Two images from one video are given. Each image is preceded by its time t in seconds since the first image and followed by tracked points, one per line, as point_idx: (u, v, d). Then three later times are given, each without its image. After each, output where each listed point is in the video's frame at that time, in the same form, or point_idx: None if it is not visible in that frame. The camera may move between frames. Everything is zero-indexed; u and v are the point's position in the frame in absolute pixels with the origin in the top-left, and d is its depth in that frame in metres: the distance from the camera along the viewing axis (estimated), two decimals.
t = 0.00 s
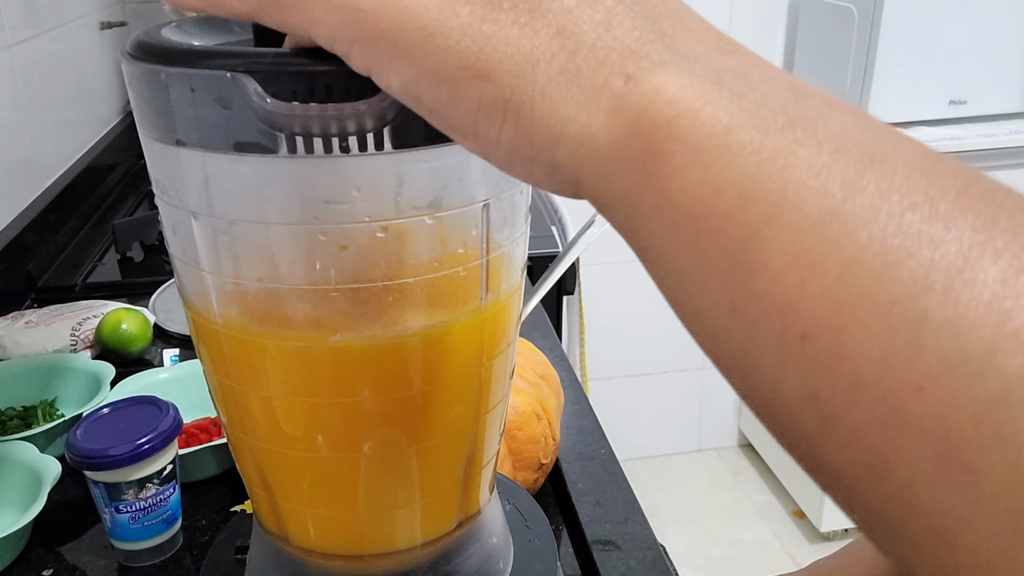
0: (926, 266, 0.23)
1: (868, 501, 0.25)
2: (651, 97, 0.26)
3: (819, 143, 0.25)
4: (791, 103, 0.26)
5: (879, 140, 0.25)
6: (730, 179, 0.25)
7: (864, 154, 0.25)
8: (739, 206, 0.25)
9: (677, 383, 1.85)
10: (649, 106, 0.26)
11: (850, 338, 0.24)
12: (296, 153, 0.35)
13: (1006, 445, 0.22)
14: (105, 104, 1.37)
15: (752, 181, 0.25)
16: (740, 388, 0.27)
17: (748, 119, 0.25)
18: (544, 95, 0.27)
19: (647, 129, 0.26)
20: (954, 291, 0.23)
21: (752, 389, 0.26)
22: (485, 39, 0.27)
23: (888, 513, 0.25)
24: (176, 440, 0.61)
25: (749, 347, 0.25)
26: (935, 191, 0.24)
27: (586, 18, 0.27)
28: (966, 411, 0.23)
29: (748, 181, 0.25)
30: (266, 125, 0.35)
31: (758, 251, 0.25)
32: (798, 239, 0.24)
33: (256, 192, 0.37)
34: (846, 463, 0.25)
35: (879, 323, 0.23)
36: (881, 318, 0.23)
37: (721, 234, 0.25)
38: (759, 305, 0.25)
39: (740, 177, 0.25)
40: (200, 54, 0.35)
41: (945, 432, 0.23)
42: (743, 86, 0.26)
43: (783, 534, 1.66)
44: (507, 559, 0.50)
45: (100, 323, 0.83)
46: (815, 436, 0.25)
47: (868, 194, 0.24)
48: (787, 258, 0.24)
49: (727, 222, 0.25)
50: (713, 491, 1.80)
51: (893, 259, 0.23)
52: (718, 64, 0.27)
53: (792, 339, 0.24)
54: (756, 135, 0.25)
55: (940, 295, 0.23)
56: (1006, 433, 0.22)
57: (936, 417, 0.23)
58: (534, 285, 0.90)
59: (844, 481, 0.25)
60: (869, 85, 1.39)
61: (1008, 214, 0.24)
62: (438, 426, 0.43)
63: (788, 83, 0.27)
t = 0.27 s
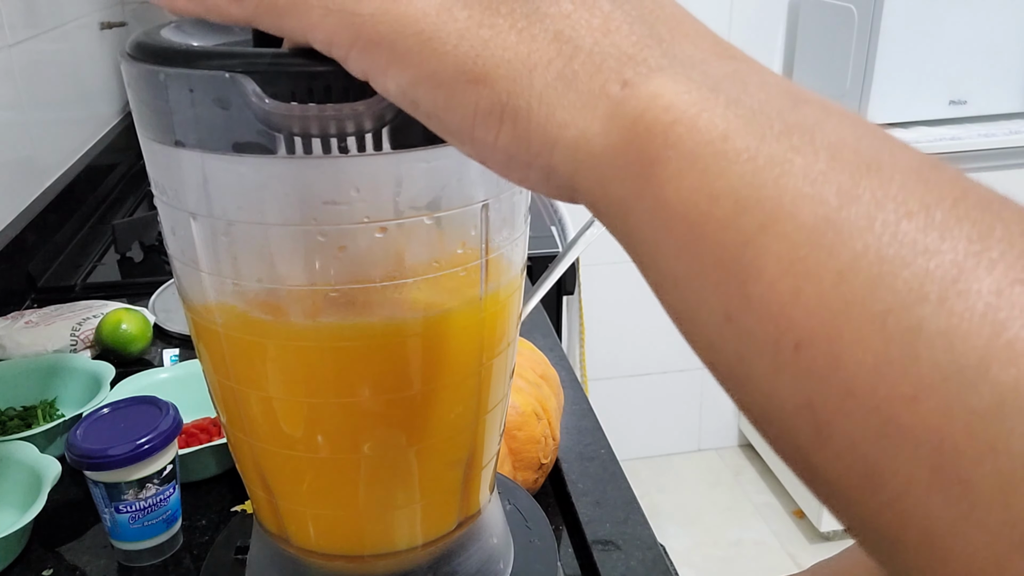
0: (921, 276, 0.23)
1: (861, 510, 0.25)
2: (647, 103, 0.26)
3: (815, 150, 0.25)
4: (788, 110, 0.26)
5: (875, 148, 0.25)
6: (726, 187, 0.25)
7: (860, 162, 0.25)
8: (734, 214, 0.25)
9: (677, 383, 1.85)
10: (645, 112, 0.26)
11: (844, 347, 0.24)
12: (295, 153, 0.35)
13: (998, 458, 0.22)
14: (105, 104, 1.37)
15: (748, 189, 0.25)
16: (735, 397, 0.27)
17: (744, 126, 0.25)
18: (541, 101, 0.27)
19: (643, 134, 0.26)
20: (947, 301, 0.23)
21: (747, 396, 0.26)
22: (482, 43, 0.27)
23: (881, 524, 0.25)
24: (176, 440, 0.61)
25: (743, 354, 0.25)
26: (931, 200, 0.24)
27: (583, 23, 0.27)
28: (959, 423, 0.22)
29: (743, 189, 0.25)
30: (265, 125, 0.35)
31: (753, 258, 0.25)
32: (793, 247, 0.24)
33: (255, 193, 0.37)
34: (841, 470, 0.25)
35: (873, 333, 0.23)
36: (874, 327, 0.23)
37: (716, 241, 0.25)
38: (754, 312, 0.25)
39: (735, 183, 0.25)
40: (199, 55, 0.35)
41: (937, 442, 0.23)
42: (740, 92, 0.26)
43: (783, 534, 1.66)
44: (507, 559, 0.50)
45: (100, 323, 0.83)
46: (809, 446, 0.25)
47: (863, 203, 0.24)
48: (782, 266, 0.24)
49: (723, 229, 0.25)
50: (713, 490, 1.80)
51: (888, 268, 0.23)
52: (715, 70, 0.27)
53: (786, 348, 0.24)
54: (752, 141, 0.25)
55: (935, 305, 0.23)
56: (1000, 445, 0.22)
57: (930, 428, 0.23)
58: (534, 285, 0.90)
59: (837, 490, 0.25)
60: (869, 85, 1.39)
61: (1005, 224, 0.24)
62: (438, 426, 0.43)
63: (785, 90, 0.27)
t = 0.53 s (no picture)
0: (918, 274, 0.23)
1: (857, 512, 0.25)
2: (643, 100, 0.26)
3: (812, 148, 0.25)
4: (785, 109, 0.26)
5: (872, 147, 0.25)
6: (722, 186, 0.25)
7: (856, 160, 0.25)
8: (730, 211, 0.25)
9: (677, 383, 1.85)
10: (641, 109, 0.26)
11: (841, 346, 0.24)
12: (295, 154, 0.35)
13: (995, 458, 0.22)
14: (105, 103, 1.37)
15: (744, 187, 0.25)
16: (731, 397, 0.27)
17: (741, 123, 0.25)
18: (537, 100, 0.27)
19: (639, 132, 0.26)
20: (944, 300, 0.23)
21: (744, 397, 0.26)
22: (478, 41, 0.27)
23: (876, 525, 0.25)
24: (176, 440, 0.61)
25: (740, 354, 0.25)
26: (929, 198, 0.24)
27: (579, 19, 0.27)
28: (957, 422, 0.22)
29: (740, 187, 0.25)
30: (264, 125, 0.35)
31: (749, 256, 0.25)
32: (789, 245, 0.24)
33: (254, 193, 0.37)
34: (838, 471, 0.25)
35: (869, 332, 0.23)
36: (872, 326, 0.23)
37: (712, 239, 0.25)
38: (751, 311, 0.25)
39: (732, 181, 0.25)
40: (198, 55, 0.35)
41: (934, 442, 0.23)
42: (736, 90, 0.26)
43: (783, 534, 1.66)
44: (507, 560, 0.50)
45: (100, 323, 0.83)
46: (804, 447, 0.25)
47: (859, 202, 0.24)
48: (778, 265, 0.24)
49: (719, 227, 0.25)
50: (713, 490, 1.80)
51: (885, 266, 0.23)
52: (711, 68, 0.27)
53: (781, 348, 0.24)
54: (748, 139, 0.25)
55: (931, 304, 0.23)
56: (998, 446, 0.22)
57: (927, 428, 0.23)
58: (534, 285, 0.90)
59: (833, 492, 0.25)
60: (870, 85, 1.39)
61: (1002, 222, 0.24)
62: (438, 426, 0.43)
63: (782, 88, 0.27)
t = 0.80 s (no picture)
0: (921, 262, 0.23)
1: (858, 504, 0.25)
2: (643, 90, 0.26)
3: (813, 139, 0.25)
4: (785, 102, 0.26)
5: (874, 138, 0.25)
6: (722, 178, 0.25)
7: (857, 152, 0.25)
8: (731, 202, 0.25)
9: (677, 383, 1.85)
10: (641, 100, 0.26)
11: (841, 338, 0.24)
12: (295, 154, 0.35)
13: (999, 450, 0.22)
14: (105, 104, 1.37)
15: (745, 177, 0.25)
16: (732, 389, 0.27)
17: (741, 113, 0.25)
18: (536, 92, 0.27)
19: (639, 123, 0.26)
20: (947, 289, 0.23)
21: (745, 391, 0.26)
22: (478, 33, 0.27)
23: (879, 518, 0.25)
24: (176, 440, 0.61)
25: (741, 347, 0.25)
26: (931, 188, 0.24)
27: (580, 11, 0.27)
28: (960, 412, 0.22)
29: (741, 177, 0.25)
30: (264, 125, 0.35)
31: (750, 248, 0.25)
32: (790, 236, 0.24)
33: (254, 193, 0.37)
34: (838, 468, 0.25)
35: (872, 321, 0.23)
36: (873, 317, 0.23)
37: (713, 230, 0.25)
38: (751, 303, 0.25)
39: (732, 171, 0.25)
40: (197, 55, 0.35)
41: (937, 433, 0.23)
42: (736, 81, 0.26)
43: (783, 534, 1.66)
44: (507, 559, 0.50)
45: (100, 322, 0.83)
46: (806, 439, 0.25)
47: (860, 192, 0.24)
48: (779, 255, 0.24)
49: (719, 218, 0.25)
50: (713, 491, 1.80)
51: (887, 255, 0.23)
52: (711, 60, 0.27)
53: (783, 338, 0.24)
54: (749, 129, 0.25)
55: (935, 292, 0.23)
56: (1001, 439, 0.22)
57: (930, 421, 0.23)
58: (534, 285, 0.90)
59: (835, 484, 0.25)
60: (870, 85, 1.39)
61: (1005, 213, 0.24)
62: (438, 426, 0.43)
63: (783, 80, 0.27)
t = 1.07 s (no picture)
0: (923, 265, 0.23)
1: (861, 505, 0.25)
2: (644, 92, 0.26)
3: (815, 140, 0.25)
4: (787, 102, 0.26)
5: (876, 139, 0.25)
6: (724, 180, 0.25)
7: (859, 153, 0.25)
8: (733, 204, 0.25)
9: (677, 383, 1.85)
10: (642, 101, 0.26)
11: (843, 340, 0.24)
12: (294, 155, 0.35)
13: (1002, 452, 0.22)
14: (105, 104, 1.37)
15: (747, 178, 0.25)
16: (734, 389, 0.27)
17: (743, 114, 0.25)
18: (537, 93, 0.27)
19: (640, 125, 0.26)
20: (951, 292, 0.23)
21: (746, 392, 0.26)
22: (478, 34, 0.27)
23: (880, 518, 0.25)
24: (176, 440, 0.61)
25: (743, 348, 0.25)
26: (934, 190, 0.24)
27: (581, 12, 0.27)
28: (962, 415, 0.22)
29: (743, 178, 0.25)
30: (264, 125, 0.35)
31: (751, 249, 0.25)
32: (792, 237, 0.24)
33: (254, 194, 0.37)
34: (840, 469, 0.25)
35: (875, 322, 0.23)
36: (876, 318, 0.23)
37: (715, 230, 0.25)
38: (753, 305, 0.25)
39: (734, 172, 0.25)
40: (196, 55, 0.35)
41: (940, 435, 0.23)
42: (737, 81, 0.26)
43: (783, 534, 1.66)
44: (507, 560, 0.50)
45: (100, 323, 0.83)
46: (808, 439, 0.25)
47: (862, 193, 0.24)
48: (781, 256, 0.24)
49: (721, 219, 0.25)
50: (713, 490, 1.80)
51: (890, 257, 0.23)
52: (713, 61, 0.27)
53: (785, 339, 0.24)
54: (751, 131, 0.25)
55: (938, 295, 0.23)
56: (1004, 442, 0.22)
57: (933, 423, 0.23)
58: (533, 285, 0.90)
59: (837, 484, 0.25)
60: (869, 85, 1.39)
61: (1008, 214, 0.24)
62: (438, 427, 0.43)
63: (785, 80, 0.27)
